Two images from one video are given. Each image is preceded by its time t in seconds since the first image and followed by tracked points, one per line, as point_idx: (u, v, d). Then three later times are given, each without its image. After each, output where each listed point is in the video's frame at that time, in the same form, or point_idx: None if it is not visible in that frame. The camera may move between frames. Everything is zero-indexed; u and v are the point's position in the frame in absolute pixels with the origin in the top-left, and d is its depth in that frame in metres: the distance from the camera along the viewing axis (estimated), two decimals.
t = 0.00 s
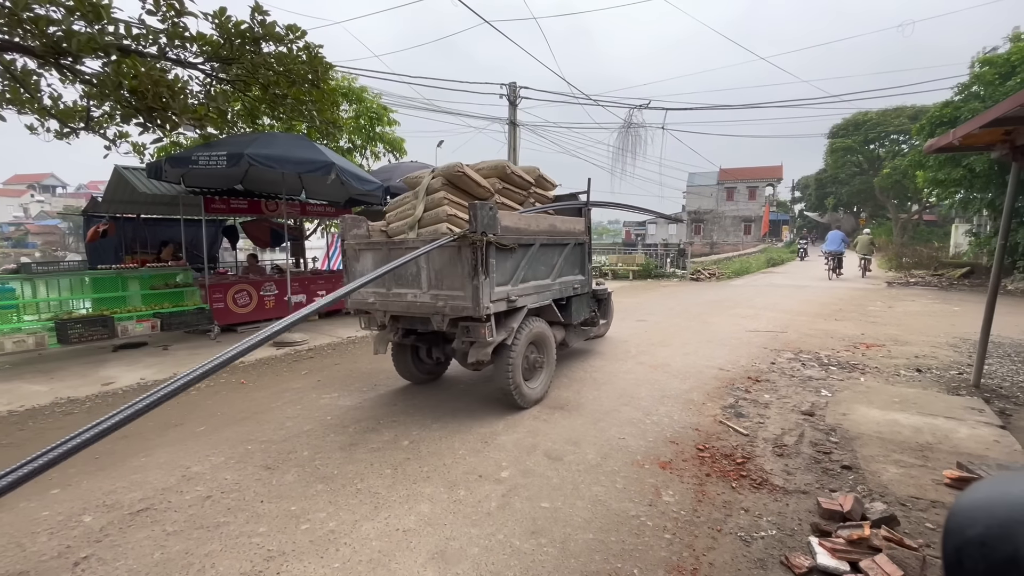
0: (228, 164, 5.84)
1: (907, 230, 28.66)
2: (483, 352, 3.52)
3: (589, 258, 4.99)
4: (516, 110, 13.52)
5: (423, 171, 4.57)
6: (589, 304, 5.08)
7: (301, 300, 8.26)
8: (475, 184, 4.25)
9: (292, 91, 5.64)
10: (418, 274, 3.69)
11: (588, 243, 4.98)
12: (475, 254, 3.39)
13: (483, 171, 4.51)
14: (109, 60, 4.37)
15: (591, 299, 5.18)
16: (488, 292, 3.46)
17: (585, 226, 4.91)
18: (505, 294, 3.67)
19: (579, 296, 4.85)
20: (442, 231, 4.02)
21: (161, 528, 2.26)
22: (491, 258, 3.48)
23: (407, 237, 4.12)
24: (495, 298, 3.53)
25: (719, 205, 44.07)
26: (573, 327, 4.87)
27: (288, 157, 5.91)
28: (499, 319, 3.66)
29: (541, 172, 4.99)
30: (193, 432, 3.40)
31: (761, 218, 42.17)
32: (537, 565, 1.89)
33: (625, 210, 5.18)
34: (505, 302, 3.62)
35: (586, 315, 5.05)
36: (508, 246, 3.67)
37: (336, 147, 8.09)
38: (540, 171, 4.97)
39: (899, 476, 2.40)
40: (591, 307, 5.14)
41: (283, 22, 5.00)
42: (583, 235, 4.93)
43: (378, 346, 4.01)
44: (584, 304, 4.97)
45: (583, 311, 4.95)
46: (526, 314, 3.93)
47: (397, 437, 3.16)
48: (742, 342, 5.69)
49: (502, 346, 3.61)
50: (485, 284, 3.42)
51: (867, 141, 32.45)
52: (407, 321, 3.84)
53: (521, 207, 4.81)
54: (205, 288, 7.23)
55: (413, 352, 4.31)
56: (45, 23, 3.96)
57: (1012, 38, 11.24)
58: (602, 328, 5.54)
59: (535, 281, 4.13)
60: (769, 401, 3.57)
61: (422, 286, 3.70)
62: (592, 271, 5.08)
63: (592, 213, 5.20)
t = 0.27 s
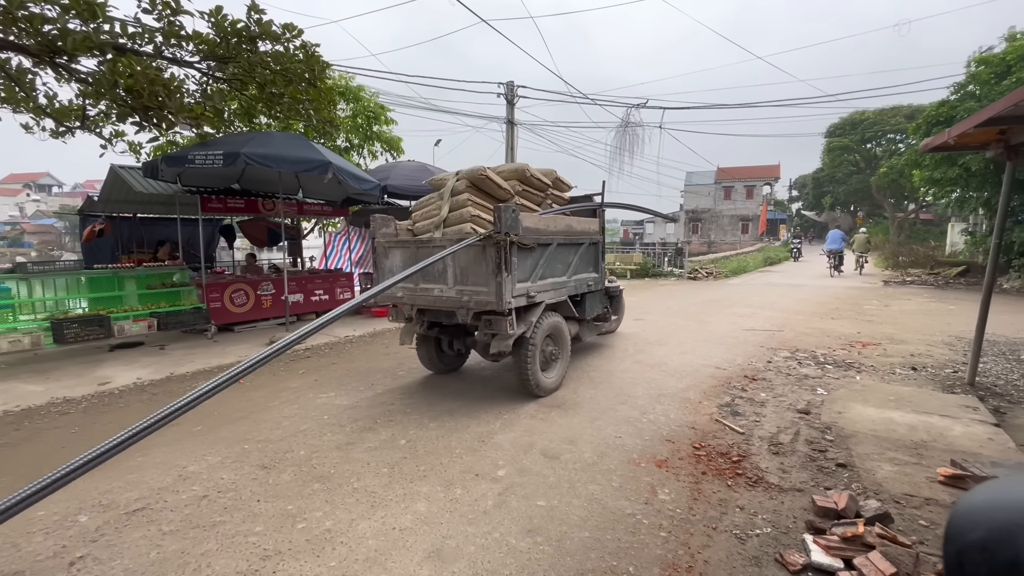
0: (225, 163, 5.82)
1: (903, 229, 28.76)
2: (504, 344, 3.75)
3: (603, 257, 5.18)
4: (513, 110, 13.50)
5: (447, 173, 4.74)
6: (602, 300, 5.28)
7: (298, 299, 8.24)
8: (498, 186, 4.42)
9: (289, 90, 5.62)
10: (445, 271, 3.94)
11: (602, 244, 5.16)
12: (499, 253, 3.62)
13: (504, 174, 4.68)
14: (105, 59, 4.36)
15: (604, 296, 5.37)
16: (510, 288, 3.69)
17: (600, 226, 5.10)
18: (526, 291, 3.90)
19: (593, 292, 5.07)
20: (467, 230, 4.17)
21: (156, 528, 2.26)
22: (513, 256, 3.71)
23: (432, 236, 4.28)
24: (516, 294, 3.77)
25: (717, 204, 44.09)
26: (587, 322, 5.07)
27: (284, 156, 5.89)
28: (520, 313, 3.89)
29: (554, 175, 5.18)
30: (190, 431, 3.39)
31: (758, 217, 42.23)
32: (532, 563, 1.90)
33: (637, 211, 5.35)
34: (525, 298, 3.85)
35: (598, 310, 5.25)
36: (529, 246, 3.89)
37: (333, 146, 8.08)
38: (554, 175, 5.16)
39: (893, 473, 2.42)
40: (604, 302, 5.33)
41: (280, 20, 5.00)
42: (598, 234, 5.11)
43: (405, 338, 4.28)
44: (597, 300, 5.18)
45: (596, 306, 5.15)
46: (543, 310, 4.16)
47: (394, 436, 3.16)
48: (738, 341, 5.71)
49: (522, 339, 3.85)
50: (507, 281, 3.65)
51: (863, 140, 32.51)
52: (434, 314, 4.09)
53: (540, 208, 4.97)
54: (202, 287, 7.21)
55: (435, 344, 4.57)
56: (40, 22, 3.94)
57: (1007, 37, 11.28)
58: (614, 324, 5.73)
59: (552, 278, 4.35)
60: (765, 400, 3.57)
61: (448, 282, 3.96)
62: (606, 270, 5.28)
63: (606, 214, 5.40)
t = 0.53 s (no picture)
0: (221, 163, 5.82)
1: (899, 228, 28.90)
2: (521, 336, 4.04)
3: (610, 255, 5.49)
4: (510, 109, 13.51)
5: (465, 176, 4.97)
6: (609, 295, 5.60)
7: (295, 299, 8.23)
8: (514, 189, 4.63)
9: (285, 90, 5.61)
10: (465, 268, 4.22)
11: (610, 243, 5.48)
12: (516, 251, 3.91)
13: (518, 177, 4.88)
14: (100, 58, 4.35)
15: (611, 291, 5.69)
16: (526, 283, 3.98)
17: (608, 225, 5.41)
18: (540, 287, 4.18)
19: (602, 288, 5.39)
20: (485, 231, 4.38)
21: (153, 526, 2.26)
22: (529, 255, 3.99)
23: (453, 236, 4.49)
24: (532, 289, 4.06)
25: (714, 204, 44.16)
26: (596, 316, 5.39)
27: (280, 156, 5.89)
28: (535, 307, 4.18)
29: (566, 177, 5.36)
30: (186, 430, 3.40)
31: (755, 216, 42.33)
32: (526, 559, 1.92)
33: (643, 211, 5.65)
34: (539, 294, 4.12)
35: (606, 304, 5.58)
36: (544, 245, 4.19)
37: (330, 145, 8.08)
38: (567, 177, 5.35)
39: (884, 470, 2.44)
40: (612, 298, 5.65)
41: (276, 19, 4.99)
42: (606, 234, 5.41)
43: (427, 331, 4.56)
44: (606, 295, 5.49)
45: (604, 301, 5.47)
46: (556, 305, 4.44)
47: (390, 435, 3.17)
48: (734, 339, 5.74)
49: (537, 331, 4.14)
50: (524, 277, 3.95)
51: (860, 139, 32.60)
52: (454, 309, 4.37)
53: (553, 210, 5.17)
54: (198, 287, 7.21)
55: (455, 337, 4.84)
56: (34, 21, 3.93)
57: (1001, 37, 11.34)
58: (622, 318, 6.06)
59: (564, 275, 4.64)
60: (759, 397, 3.60)
61: (469, 278, 4.24)
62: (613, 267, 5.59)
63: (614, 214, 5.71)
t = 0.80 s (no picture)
0: (215, 162, 5.82)
1: (893, 227, 29.06)
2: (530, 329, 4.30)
3: (616, 253, 5.76)
4: (506, 108, 13.51)
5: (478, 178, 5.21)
6: (615, 292, 5.88)
7: (289, 298, 8.22)
8: (525, 191, 4.85)
9: (279, 89, 5.61)
10: (479, 265, 4.48)
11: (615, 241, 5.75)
12: (527, 249, 4.18)
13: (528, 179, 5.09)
14: (92, 57, 4.34)
15: (617, 288, 5.96)
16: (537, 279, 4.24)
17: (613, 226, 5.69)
18: (549, 283, 4.44)
19: (608, 285, 5.66)
20: (497, 231, 4.63)
21: (144, 525, 2.27)
22: (539, 253, 4.24)
23: (467, 236, 4.73)
24: (542, 285, 4.33)
25: (710, 203, 44.24)
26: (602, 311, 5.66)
27: (274, 156, 5.88)
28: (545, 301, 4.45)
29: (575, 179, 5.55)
30: (179, 429, 3.41)
31: (751, 215, 42.46)
32: (515, 557, 1.93)
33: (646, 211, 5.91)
34: (548, 290, 4.38)
35: (612, 300, 5.86)
36: (553, 244, 4.45)
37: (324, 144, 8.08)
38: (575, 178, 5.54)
39: (870, 467, 2.47)
40: (617, 294, 5.93)
41: (269, 18, 4.99)
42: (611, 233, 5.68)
43: (443, 325, 4.82)
44: (611, 291, 5.77)
45: (610, 297, 5.75)
46: (564, 300, 4.71)
47: (382, 434, 3.18)
48: (726, 338, 5.78)
49: (546, 324, 4.40)
50: (535, 273, 4.21)
51: (854, 139, 32.73)
52: (468, 304, 4.63)
53: (561, 210, 5.38)
54: (193, 286, 7.19)
55: (468, 331, 5.10)
56: (25, 20, 3.92)
57: (993, 38, 11.42)
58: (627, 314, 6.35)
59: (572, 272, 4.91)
60: (749, 396, 3.63)
61: (482, 275, 4.49)
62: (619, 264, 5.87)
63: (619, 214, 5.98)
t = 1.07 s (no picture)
0: (209, 162, 5.80)
1: (887, 226, 29.27)
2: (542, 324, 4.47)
3: (624, 251, 5.90)
4: (502, 107, 13.52)
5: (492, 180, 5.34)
6: (623, 288, 6.03)
7: (285, 297, 8.20)
8: (537, 193, 4.97)
9: (273, 88, 5.59)
10: (494, 263, 4.65)
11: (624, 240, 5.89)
12: (539, 247, 4.34)
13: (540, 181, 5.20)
14: (84, 55, 4.32)
15: (625, 285, 6.11)
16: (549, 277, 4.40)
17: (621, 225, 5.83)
18: (561, 280, 4.60)
19: (616, 282, 5.81)
20: (511, 230, 4.76)
21: (139, 524, 2.27)
22: (551, 251, 4.40)
23: (482, 235, 4.88)
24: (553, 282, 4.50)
25: (705, 202, 44.38)
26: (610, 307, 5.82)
27: (269, 154, 5.87)
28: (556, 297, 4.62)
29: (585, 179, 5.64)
30: (174, 429, 3.40)
31: (746, 214, 42.63)
32: (509, 553, 1.95)
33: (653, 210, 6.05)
34: (560, 287, 4.55)
35: (620, 296, 6.01)
36: (564, 242, 4.61)
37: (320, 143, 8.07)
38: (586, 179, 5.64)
39: (862, 463, 2.50)
40: (624, 291, 6.08)
41: (263, 17, 4.97)
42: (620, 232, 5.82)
43: (458, 320, 5.02)
44: (619, 288, 5.93)
45: (618, 293, 5.90)
46: (574, 296, 4.87)
47: (377, 433, 3.19)
48: (721, 336, 5.81)
49: (557, 319, 4.57)
50: (546, 271, 4.37)
51: (849, 138, 32.90)
52: (483, 299, 4.81)
53: (571, 210, 5.48)
54: (187, 286, 7.16)
55: (481, 326, 5.28)
56: (17, 17, 3.89)
57: (985, 38, 11.51)
58: (634, 310, 6.51)
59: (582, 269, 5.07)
60: (743, 394, 3.66)
61: (497, 272, 4.67)
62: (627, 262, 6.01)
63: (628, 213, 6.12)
